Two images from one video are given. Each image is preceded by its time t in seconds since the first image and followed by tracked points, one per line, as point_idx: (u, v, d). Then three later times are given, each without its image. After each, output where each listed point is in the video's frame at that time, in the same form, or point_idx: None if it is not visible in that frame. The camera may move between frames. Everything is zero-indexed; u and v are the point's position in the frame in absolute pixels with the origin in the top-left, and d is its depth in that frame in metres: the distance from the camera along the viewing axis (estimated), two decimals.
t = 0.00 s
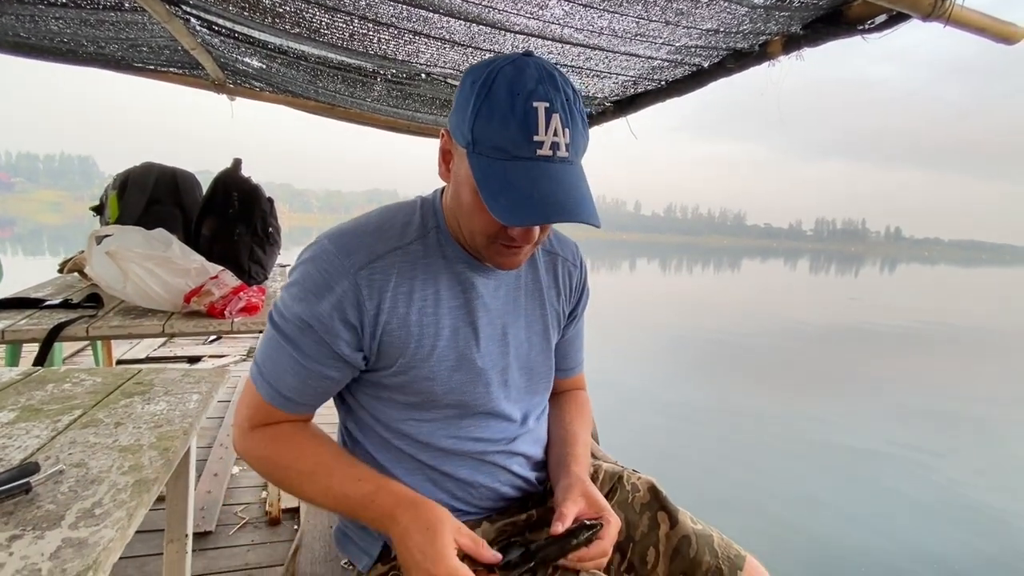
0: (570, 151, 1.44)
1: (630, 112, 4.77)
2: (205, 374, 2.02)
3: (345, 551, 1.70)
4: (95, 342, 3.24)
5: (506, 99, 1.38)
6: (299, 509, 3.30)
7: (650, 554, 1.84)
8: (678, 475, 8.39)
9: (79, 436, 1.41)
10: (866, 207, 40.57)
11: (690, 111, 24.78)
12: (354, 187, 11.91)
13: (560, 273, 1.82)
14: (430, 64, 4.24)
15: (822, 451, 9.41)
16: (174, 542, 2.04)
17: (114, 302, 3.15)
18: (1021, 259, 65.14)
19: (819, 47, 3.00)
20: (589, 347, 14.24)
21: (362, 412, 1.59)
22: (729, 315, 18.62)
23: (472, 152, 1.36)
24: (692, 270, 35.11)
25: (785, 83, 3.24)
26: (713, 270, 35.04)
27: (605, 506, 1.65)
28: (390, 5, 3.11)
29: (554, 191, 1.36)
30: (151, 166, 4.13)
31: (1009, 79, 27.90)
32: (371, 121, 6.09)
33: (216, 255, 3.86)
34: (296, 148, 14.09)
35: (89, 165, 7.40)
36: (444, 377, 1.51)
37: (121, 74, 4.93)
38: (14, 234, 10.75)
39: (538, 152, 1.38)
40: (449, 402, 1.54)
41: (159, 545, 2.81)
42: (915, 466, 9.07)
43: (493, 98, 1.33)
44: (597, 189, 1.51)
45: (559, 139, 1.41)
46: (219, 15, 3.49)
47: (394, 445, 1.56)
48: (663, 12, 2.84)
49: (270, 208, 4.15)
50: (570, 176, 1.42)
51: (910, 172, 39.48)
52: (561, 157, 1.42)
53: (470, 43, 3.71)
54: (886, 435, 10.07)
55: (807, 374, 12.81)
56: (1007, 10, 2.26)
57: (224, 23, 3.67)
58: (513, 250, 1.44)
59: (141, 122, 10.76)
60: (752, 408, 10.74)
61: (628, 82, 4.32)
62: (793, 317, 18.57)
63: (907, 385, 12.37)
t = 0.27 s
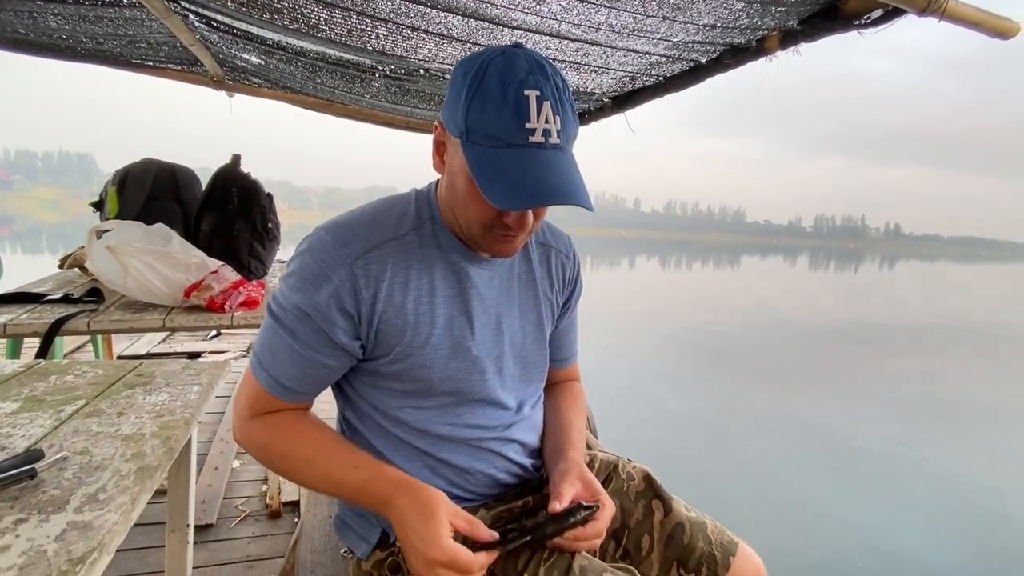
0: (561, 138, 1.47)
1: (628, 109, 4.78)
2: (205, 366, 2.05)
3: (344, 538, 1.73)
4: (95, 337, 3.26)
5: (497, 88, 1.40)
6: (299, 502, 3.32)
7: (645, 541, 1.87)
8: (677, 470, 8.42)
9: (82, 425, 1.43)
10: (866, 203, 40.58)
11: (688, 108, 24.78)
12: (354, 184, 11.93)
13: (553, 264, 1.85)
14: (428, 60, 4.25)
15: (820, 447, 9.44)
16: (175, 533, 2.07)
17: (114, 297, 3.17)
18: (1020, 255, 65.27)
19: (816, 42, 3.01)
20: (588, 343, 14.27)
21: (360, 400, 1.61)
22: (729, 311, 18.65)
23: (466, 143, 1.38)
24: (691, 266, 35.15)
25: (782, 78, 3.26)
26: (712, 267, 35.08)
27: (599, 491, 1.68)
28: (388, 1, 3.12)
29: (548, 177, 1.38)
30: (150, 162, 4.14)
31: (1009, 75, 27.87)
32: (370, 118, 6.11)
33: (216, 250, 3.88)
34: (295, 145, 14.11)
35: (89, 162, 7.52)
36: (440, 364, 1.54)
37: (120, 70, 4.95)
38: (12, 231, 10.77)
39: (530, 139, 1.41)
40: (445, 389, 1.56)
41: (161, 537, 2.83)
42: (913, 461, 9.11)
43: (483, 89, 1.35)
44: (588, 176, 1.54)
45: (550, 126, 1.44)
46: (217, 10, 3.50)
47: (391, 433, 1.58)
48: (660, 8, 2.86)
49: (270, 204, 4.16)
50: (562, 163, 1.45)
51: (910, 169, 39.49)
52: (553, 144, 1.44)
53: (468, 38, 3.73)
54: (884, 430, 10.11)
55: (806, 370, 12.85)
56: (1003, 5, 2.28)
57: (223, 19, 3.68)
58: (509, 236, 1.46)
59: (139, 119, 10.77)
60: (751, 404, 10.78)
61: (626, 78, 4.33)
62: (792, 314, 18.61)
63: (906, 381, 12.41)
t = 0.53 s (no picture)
0: (550, 116, 1.53)
1: (627, 104, 4.79)
2: (204, 359, 2.05)
3: (342, 528, 1.74)
4: (95, 332, 3.27)
5: (486, 70, 1.47)
6: (298, 496, 3.33)
7: (642, 530, 1.89)
8: (676, 466, 8.44)
9: (81, 416, 1.44)
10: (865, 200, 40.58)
11: (688, 105, 24.76)
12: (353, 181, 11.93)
13: (548, 256, 1.87)
14: (426, 55, 4.26)
15: (819, 443, 9.47)
16: (174, 525, 2.08)
17: (113, 292, 3.18)
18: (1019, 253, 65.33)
19: (814, 36, 3.02)
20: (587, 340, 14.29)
21: (355, 389, 1.63)
22: (728, 308, 18.67)
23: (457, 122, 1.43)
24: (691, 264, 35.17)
25: (780, 73, 3.27)
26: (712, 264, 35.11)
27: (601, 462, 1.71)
28: None
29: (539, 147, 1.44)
30: (149, 158, 4.14)
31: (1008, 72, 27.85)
32: (368, 114, 6.11)
33: (214, 245, 3.88)
34: (294, 142, 14.10)
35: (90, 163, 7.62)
36: (434, 351, 1.55)
37: (118, 67, 4.95)
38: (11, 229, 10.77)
39: (519, 117, 1.47)
40: (439, 376, 1.58)
41: (161, 531, 2.84)
42: (912, 457, 9.13)
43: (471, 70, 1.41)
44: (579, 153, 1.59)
45: (539, 104, 1.50)
46: (215, 6, 3.50)
47: (386, 421, 1.60)
48: (658, 2, 2.86)
49: (269, 199, 4.16)
50: (552, 139, 1.50)
51: (909, 166, 39.49)
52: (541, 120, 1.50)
53: (466, 34, 3.73)
54: (883, 427, 10.13)
55: (805, 367, 12.87)
56: None
57: (220, 15, 3.68)
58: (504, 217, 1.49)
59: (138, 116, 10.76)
60: (750, 400, 10.80)
61: (624, 74, 4.34)
62: (791, 310, 18.63)
63: (904, 378, 12.44)
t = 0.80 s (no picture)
0: (539, 93, 1.69)
1: (627, 101, 4.80)
2: (204, 355, 2.06)
3: (341, 522, 1.75)
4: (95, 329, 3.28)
5: (478, 55, 1.65)
6: (299, 493, 3.34)
7: (641, 524, 1.90)
8: (676, 464, 8.45)
9: (82, 410, 1.45)
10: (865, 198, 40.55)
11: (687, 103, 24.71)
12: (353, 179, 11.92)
13: (543, 249, 1.96)
14: (426, 52, 4.26)
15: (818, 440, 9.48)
16: (175, 520, 2.08)
17: (114, 289, 3.18)
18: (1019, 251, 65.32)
19: (814, 32, 3.02)
20: (587, 338, 14.29)
21: (355, 381, 1.72)
22: (728, 306, 18.68)
23: (454, 103, 1.59)
24: (692, 262, 35.16)
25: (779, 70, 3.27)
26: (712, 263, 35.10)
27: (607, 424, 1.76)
28: None
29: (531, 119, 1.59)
30: (148, 155, 4.12)
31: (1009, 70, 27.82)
32: (368, 112, 6.12)
33: (214, 243, 3.89)
34: (293, 141, 14.09)
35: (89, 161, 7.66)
36: (430, 337, 1.64)
37: (117, 65, 4.95)
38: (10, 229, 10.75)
39: (509, 93, 1.64)
40: (435, 363, 1.66)
41: (161, 528, 2.85)
42: (912, 454, 9.14)
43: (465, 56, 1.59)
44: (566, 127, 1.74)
45: (527, 81, 1.67)
46: (214, 3, 3.50)
47: (386, 411, 1.67)
48: None
49: (268, 197, 4.17)
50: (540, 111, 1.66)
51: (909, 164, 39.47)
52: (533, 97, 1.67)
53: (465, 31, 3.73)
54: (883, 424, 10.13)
55: (805, 365, 12.88)
56: None
57: (220, 12, 3.69)
58: (500, 193, 1.64)
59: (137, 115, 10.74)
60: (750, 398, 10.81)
61: (624, 71, 4.34)
62: (791, 309, 18.62)
63: (904, 376, 12.44)
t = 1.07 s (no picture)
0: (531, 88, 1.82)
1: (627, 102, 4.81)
2: (205, 357, 2.07)
3: (342, 524, 1.76)
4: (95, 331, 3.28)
5: (473, 55, 1.79)
6: (299, 494, 3.34)
7: (641, 525, 1.90)
8: (676, 465, 8.45)
9: (84, 414, 1.45)
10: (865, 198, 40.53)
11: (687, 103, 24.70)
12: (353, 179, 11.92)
13: (541, 249, 2.05)
14: (426, 53, 4.26)
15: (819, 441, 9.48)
16: (176, 522, 2.08)
17: (114, 291, 3.18)
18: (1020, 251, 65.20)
19: (814, 34, 3.02)
20: (587, 338, 14.29)
21: (355, 379, 1.77)
22: (728, 306, 18.68)
23: (451, 97, 1.73)
24: (692, 262, 35.14)
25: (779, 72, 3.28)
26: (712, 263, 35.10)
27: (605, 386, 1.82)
28: None
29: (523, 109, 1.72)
30: (148, 156, 4.12)
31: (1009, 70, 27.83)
32: (368, 112, 6.13)
33: (214, 244, 3.89)
34: (293, 141, 14.09)
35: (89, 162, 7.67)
36: (428, 331, 1.72)
37: (117, 66, 4.96)
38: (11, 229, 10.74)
39: (504, 86, 1.77)
40: (433, 357, 1.73)
41: (162, 530, 2.85)
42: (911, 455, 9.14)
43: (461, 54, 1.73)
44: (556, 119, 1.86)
45: (520, 78, 1.81)
46: (215, 5, 3.51)
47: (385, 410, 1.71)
48: (657, 1, 2.86)
49: (269, 198, 4.16)
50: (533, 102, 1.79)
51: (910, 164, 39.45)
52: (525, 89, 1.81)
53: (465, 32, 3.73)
54: (883, 424, 10.13)
55: (805, 365, 12.88)
56: None
57: (220, 14, 3.69)
58: (496, 183, 1.76)
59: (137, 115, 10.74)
60: (750, 399, 10.81)
61: (624, 72, 4.34)
62: (791, 309, 18.60)
63: (905, 376, 12.43)
